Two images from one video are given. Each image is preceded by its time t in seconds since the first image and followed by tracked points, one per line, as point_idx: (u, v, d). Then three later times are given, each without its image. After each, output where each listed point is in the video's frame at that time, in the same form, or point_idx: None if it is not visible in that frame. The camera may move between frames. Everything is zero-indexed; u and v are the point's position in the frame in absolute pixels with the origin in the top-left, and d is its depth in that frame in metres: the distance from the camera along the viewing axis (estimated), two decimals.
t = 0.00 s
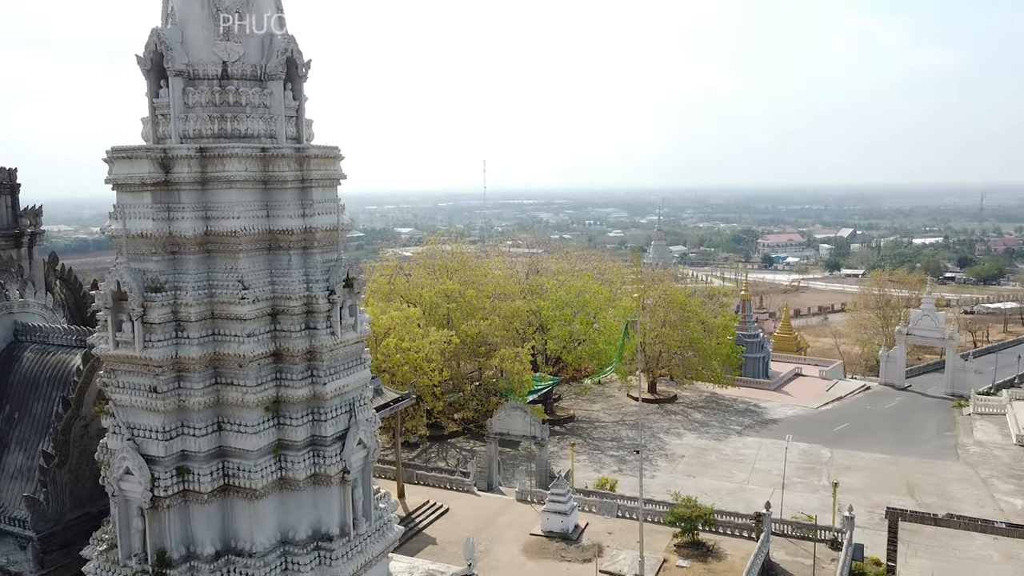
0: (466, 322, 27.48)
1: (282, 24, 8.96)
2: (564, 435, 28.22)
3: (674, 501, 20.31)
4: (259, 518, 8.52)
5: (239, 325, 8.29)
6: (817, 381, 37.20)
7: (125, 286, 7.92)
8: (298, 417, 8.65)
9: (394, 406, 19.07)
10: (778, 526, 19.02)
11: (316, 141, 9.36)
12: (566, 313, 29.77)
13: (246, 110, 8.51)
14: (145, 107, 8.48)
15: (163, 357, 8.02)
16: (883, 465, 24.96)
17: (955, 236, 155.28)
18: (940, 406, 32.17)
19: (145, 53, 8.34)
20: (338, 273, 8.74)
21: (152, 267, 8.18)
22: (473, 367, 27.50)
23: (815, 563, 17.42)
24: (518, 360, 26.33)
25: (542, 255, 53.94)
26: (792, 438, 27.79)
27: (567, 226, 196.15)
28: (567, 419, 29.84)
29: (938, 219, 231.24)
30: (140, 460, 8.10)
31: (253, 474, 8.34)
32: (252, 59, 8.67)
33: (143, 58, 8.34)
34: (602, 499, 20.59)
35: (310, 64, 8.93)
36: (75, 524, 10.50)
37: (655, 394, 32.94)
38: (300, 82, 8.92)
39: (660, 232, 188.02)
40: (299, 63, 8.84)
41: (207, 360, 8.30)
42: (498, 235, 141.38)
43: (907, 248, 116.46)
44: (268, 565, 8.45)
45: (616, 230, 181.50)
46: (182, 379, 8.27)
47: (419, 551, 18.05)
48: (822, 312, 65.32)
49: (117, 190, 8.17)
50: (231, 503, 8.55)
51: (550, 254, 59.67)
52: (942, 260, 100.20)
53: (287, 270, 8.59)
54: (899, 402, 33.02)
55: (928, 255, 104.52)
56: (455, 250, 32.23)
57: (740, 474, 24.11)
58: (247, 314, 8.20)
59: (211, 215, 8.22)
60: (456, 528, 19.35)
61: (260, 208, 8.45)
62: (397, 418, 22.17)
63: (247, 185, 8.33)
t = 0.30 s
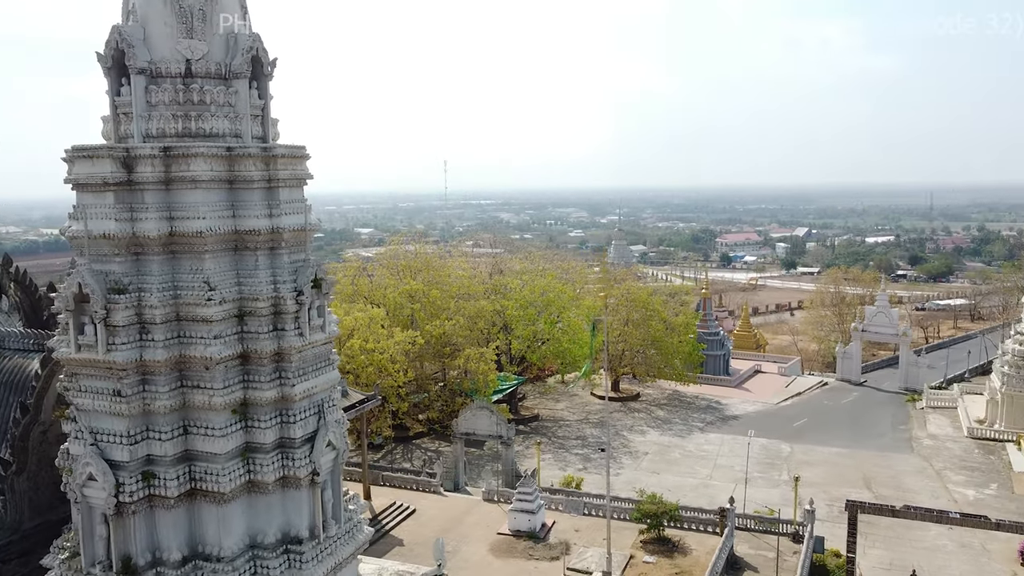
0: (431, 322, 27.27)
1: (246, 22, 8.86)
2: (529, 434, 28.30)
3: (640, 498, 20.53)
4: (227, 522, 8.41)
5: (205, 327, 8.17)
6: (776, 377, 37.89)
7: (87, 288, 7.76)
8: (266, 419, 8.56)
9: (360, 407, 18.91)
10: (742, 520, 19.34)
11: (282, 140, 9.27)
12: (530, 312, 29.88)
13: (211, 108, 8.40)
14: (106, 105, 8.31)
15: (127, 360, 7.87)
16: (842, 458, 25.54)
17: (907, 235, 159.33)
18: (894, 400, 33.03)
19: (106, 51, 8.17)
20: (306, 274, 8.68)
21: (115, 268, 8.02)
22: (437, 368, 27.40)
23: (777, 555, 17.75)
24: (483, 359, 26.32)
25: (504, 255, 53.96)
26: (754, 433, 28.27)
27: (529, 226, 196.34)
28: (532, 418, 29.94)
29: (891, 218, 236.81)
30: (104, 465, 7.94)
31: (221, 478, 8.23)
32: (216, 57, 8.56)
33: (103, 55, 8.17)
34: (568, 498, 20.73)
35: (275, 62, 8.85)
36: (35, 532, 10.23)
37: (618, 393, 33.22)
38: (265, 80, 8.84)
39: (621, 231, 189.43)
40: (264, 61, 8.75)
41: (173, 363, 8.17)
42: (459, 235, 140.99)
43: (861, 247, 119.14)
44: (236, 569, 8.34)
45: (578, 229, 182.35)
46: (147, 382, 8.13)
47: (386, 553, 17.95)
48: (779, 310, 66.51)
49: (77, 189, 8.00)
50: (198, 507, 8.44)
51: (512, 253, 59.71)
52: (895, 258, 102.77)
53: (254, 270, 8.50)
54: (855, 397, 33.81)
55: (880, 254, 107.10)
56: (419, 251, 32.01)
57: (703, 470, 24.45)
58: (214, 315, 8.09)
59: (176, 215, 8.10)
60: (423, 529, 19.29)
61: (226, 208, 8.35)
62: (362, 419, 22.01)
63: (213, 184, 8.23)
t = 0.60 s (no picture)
0: (396, 324, 26.94)
1: (211, 21, 8.74)
2: (494, 434, 28.33)
3: (606, 496, 20.71)
4: (195, 527, 8.28)
5: (172, 330, 8.05)
6: (737, 375, 38.51)
7: (50, 291, 7.59)
8: (235, 423, 8.46)
9: (326, 409, 18.75)
10: (706, 516, 19.63)
11: (248, 141, 9.17)
12: (494, 313, 29.91)
13: (176, 108, 8.28)
14: (67, 104, 8.14)
15: (92, 365, 7.71)
16: (801, 454, 26.07)
17: (861, 234, 162.88)
18: (851, 396, 33.83)
19: (66, 48, 8.00)
20: (275, 276, 8.61)
21: (77, 271, 7.86)
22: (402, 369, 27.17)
23: (741, 550, 18.07)
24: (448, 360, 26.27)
25: (467, 256, 53.88)
26: (716, 430, 28.70)
27: (491, 227, 196.20)
28: (497, 418, 29.99)
29: (847, 217, 241.84)
30: (68, 472, 7.78)
31: (189, 483, 8.10)
32: (181, 56, 8.43)
33: (64, 53, 8.01)
34: (535, 497, 20.83)
35: (241, 61, 8.76)
36: None
37: (582, 392, 33.46)
38: (231, 80, 8.74)
39: (584, 230, 190.36)
40: (230, 61, 8.65)
41: (138, 367, 8.02)
42: (422, 235, 140.28)
43: (817, 246, 121.54)
44: None
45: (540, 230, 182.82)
46: (112, 387, 7.98)
47: (353, 556, 17.82)
48: (738, 308, 67.53)
49: (38, 191, 7.83)
50: (166, 513, 8.31)
51: (474, 253, 59.61)
52: (849, 257, 105.04)
53: (221, 272, 8.40)
54: (813, 393, 34.54)
55: (835, 252, 109.47)
56: (382, 252, 31.69)
57: (667, 467, 24.76)
58: (181, 318, 7.97)
59: (141, 216, 7.97)
60: (390, 530, 19.20)
61: (192, 209, 8.23)
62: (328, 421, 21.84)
63: (178, 185, 8.12)
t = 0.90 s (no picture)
0: (362, 325, 26.65)
1: (178, 20, 8.64)
2: (461, 434, 28.29)
3: (574, 495, 20.84)
4: (166, 533, 8.17)
5: (141, 333, 7.93)
6: (700, 372, 39.01)
7: (14, 295, 7.44)
8: (206, 426, 8.36)
9: (293, 412, 18.55)
10: (673, 512, 19.87)
11: (217, 141, 9.07)
12: (460, 313, 29.87)
13: (143, 108, 8.16)
14: (30, 103, 7.98)
15: (58, 369, 7.58)
16: (764, 449, 26.53)
17: (819, 233, 166.14)
18: (811, 392, 34.52)
19: (29, 47, 7.85)
20: (245, 277, 8.53)
21: (42, 274, 7.71)
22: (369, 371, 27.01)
23: (708, 545, 18.33)
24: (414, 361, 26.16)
25: (430, 256, 53.66)
26: (681, 428, 29.05)
27: (454, 226, 195.71)
28: (463, 418, 29.97)
29: (804, 216, 246.51)
30: (34, 479, 7.63)
31: (159, 488, 8.00)
32: (148, 55, 8.31)
33: (27, 52, 7.85)
34: (504, 496, 20.87)
35: (210, 61, 8.67)
36: None
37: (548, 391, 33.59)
38: (199, 79, 8.65)
39: (548, 230, 191.02)
40: (199, 60, 8.56)
41: (106, 371, 7.90)
42: (386, 235, 139.52)
43: (777, 245, 123.60)
44: None
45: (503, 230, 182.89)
46: (78, 392, 7.85)
47: (322, 559, 17.67)
48: (700, 307, 68.39)
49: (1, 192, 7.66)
50: (135, 520, 8.19)
51: (437, 253, 59.39)
52: (807, 255, 107.08)
53: (191, 274, 8.30)
54: (774, 390, 35.14)
55: (793, 251, 111.57)
56: (347, 253, 31.31)
57: (633, 465, 25.01)
58: (150, 321, 7.86)
59: (108, 218, 7.84)
60: (359, 533, 19.09)
61: (160, 211, 8.11)
62: (294, 424, 21.62)
63: (147, 186, 8.00)
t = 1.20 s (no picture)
0: (324, 327, 26.22)
1: (141, 19, 8.51)
2: (425, 435, 28.22)
3: (540, 494, 20.96)
4: (132, 542, 8.05)
5: (105, 337, 7.80)
6: (661, 371, 39.48)
7: None
8: (172, 432, 8.24)
9: (256, 415, 18.31)
10: (637, 509, 20.12)
11: (181, 142, 8.96)
12: (423, 314, 29.74)
13: (106, 108, 8.02)
14: None
15: (19, 376, 7.43)
16: (725, 446, 26.99)
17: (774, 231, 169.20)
18: (769, 388, 35.20)
19: None
20: (212, 280, 8.43)
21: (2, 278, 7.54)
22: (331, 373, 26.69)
23: (672, 541, 18.60)
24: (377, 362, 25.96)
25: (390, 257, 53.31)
26: (644, 426, 29.36)
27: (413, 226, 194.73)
28: (427, 420, 29.89)
29: (760, 216, 250.93)
30: None
31: (125, 495, 7.88)
32: (111, 54, 8.17)
33: None
34: (470, 497, 20.89)
35: (174, 60, 8.56)
36: None
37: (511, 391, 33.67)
38: (163, 79, 8.53)
39: (509, 230, 191.31)
40: (163, 60, 8.44)
41: (69, 377, 7.75)
42: (345, 236, 138.26)
43: (733, 245, 125.62)
44: None
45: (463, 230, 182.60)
46: (40, 399, 7.70)
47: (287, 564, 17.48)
48: (659, 305, 69.21)
49: None
50: (100, 528, 8.05)
51: (397, 254, 59.05)
52: (762, 254, 109.10)
53: (156, 277, 8.17)
54: (733, 387, 35.76)
55: (748, 250, 113.61)
56: (308, 254, 30.84)
57: (597, 463, 25.22)
58: (115, 325, 7.73)
59: (70, 221, 7.69)
60: (324, 536, 18.93)
61: (125, 213, 7.98)
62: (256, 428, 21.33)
63: (110, 188, 7.86)
